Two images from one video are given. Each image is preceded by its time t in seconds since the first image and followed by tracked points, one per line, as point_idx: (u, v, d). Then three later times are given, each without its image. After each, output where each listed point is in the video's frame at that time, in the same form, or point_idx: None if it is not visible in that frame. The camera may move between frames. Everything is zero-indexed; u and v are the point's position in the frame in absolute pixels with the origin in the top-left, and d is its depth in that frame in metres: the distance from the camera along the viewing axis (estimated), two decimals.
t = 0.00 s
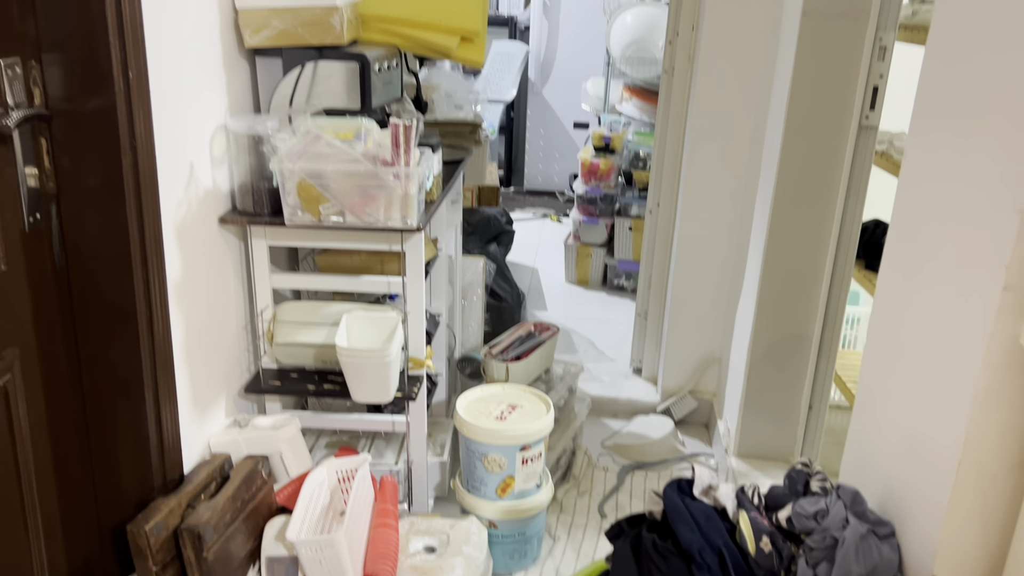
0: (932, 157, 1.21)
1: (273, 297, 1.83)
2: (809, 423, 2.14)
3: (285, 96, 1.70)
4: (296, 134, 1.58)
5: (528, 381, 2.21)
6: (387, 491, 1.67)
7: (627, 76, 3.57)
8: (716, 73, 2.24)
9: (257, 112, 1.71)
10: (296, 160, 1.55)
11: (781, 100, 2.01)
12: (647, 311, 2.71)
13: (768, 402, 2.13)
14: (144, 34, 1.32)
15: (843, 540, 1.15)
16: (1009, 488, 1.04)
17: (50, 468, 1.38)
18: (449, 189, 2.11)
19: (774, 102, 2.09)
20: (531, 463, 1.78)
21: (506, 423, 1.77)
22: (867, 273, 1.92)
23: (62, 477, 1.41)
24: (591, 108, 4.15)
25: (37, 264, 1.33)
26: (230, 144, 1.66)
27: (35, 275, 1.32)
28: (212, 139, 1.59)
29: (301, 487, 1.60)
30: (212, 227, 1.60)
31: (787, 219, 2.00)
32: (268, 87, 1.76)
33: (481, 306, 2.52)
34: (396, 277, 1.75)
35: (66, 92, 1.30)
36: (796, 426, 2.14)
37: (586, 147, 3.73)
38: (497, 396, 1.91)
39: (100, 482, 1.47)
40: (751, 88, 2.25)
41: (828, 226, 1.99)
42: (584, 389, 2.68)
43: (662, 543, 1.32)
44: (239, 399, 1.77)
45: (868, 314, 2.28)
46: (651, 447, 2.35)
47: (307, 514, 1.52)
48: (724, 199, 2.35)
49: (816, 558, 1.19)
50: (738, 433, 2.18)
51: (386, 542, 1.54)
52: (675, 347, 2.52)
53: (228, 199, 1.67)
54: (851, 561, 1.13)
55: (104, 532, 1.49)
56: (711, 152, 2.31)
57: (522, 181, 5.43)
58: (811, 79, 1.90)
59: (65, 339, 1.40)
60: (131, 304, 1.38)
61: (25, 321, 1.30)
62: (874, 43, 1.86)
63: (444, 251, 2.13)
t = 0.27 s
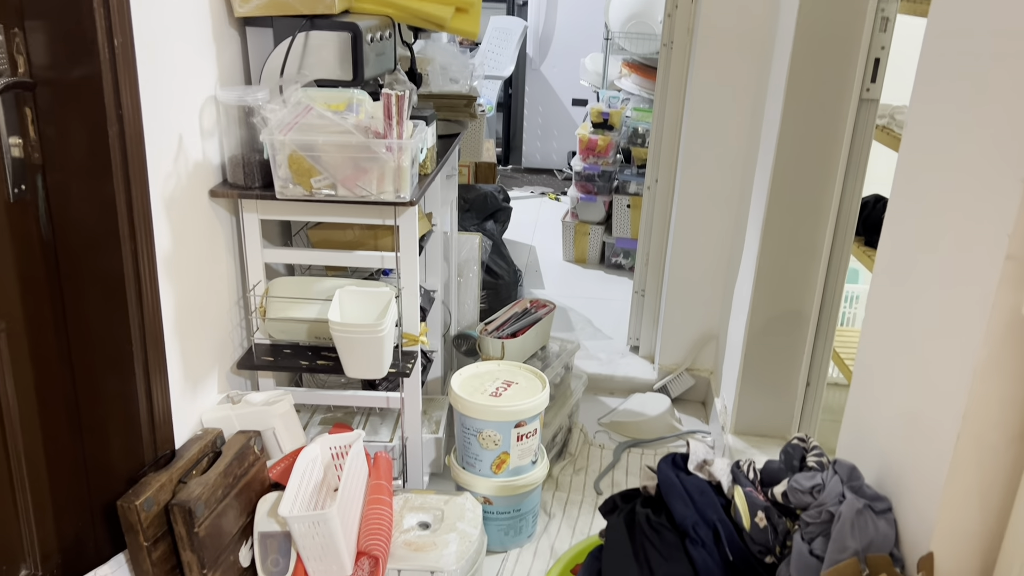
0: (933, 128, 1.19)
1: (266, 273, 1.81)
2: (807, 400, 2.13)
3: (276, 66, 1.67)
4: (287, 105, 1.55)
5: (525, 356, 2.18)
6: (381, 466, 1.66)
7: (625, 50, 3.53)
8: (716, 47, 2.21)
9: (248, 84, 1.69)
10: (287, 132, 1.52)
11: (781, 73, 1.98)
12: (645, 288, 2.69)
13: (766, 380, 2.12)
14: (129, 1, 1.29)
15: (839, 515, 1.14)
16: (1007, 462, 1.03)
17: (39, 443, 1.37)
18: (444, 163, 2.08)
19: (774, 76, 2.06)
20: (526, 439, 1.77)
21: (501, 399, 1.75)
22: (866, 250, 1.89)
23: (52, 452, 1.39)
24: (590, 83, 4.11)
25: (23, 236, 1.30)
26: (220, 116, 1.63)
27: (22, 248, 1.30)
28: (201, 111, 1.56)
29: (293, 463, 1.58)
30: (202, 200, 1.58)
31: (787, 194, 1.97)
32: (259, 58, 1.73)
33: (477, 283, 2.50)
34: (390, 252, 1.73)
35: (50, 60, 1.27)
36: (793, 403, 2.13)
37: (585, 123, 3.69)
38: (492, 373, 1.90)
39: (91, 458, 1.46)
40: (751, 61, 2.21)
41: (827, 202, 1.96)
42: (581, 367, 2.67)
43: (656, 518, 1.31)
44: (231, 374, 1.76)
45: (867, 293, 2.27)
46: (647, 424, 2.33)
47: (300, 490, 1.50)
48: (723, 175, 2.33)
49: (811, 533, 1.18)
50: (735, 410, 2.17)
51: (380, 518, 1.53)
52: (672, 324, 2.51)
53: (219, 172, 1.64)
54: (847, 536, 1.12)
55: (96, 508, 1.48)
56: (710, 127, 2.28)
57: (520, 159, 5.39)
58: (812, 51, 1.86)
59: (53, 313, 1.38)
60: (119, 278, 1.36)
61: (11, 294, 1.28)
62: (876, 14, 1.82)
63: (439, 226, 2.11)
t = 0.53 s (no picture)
0: (936, 106, 1.17)
1: (264, 253, 1.80)
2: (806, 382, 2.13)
3: (274, 44, 1.65)
4: (283, 83, 1.53)
5: (524, 338, 2.18)
6: (380, 447, 1.66)
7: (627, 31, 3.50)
8: (718, 25, 2.18)
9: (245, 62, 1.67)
10: (284, 110, 1.51)
11: (783, 52, 1.96)
12: (645, 270, 2.68)
13: (766, 361, 2.12)
14: None
15: (838, 494, 1.14)
16: (1007, 442, 1.03)
17: (37, 422, 1.36)
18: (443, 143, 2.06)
19: (776, 55, 2.04)
20: (525, 420, 1.77)
21: (499, 380, 1.75)
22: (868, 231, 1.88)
23: (49, 432, 1.39)
24: (591, 64, 4.08)
25: (19, 214, 1.29)
26: (217, 94, 1.61)
27: (18, 227, 1.29)
28: (198, 89, 1.54)
29: (292, 444, 1.60)
30: (199, 179, 1.57)
31: (788, 175, 1.96)
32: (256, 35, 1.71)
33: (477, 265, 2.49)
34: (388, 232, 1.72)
35: (44, 37, 1.25)
36: (793, 384, 2.13)
37: (586, 104, 3.66)
38: (491, 354, 1.90)
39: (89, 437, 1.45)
40: (753, 41, 2.19)
41: (828, 182, 1.95)
42: (581, 348, 2.66)
43: (654, 497, 1.31)
44: (230, 355, 1.75)
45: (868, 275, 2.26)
46: (646, 406, 2.32)
47: (299, 469, 1.50)
48: (725, 156, 2.31)
49: (810, 513, 1.17)
50: (734, 392, 2.17)
51: (379, 498, 1.53)
52: (672, 306, 2.50)
53: (216, 151, 1.63)
54: (846, 516, 1.11)
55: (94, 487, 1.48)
56: (712, 107, 2.26)
57: (521, 141, 5.36)
58: (815, 29, 1.84)
59: (49, 292, 1.37)
60: (116, 257, 1.35)
61: (7, 273, 1.28)
62: None
63: (439, 206, 2.10)
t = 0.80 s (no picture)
0: (947, 83, 1.15)
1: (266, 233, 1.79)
2: (811, 364, 2.12)
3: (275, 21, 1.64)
4: (285, 59, 1.52)
5: (528, 320, 2.17)
6: (383, 427, 1.65)
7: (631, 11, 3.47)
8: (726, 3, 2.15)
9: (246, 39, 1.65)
10: (286, 87, 1.49)
11: (792, 30, 1.93)
12: (649, 252, 2.67)
13: (770, 343, 2.11)
14: None
15: (844, 476, 1.13)
16: (1017, 424, 1.02)
17: (38, 401, 1.36)
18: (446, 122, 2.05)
19: (784, 34, 2.01)
20: (528, 401, 1.77)
21: (502, 361, 1.75)
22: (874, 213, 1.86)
23: (51, 410, 1.39)
24: (596, 44, 4.04)
25: (20, 191, 1.28)
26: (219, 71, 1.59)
27: (18, 204, 1.28)
28: (199, 66, 1.53)
29: (295, 423, 1.58)
30: (201, 157, 1.55)
31: (795, 155, 1.94)
32: (257, 11, 1.69)
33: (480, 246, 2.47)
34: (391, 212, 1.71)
35: (44, 12, 1.24)
36: (798, 366, 2.12)
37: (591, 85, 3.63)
38: (494, 334, 1.89)
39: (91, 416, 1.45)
40: (762, 19, 2.16)
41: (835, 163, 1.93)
42: (584, 330, 2.65)
43: (658, 478, 1.30)
44: (232, 334, 1.75)
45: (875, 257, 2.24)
46: (650, 388, 2.32)
47: (302, 449, 1.50)
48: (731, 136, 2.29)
49: (815, 493, 1.17)
50: (739, 374, 2.16)
51: (382, 478, 1.53)
52: (677, 288, 2.49)
53: (217, 129, 1.62)
54: (852, 497, 1.11)
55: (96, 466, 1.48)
56: (718, 87, 2.24)
57: (524, 122, 5.33)
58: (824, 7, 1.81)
59: (50, 270, 1.36)
60: (116, 234, 1.34)
61: (8, 251, 1.27)
62: None
63: (442, 186, 2.08)
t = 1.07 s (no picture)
0: (963, 65, 1.13)
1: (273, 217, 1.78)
2: (820, 352, 2.11)
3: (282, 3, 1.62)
4: (292, 41, 1.51)
5: (535, 305, 2.16)
6: (390, 411, 1.65)
7: None
8: None
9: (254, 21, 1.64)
10: (293, 70, 1.48)
11: (804, 13, 1.91)
12: (657, 238, 2.65)
13: (779, 329, 2.09)
14: None
15: (855, 463, 1.12)
16: None
17: (47, 384, 1.36)
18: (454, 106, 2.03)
19: (796, 17, 1.99)
20: (536, 386, 1.76)
21: (510, 346, 1.74)
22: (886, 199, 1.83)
23: (59, 392, 1.39)
24: (604, 27, 4.01)
25: (26, 174, 1.27)
26: (226, 53, 1.58)
27: (25, 186, 1.27)
28: (206, 48, 1.51)
29: (303, 407, 1.59)
30: (208, 140, 1.55)
31: (806, 140, 1.92)
32: None
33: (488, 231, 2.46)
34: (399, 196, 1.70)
35: None
36: (806, 352, 2.11)
37: (600, 68, 3.61)
38: (502, 320, 1.88)
39: (99, 399, 1.45)
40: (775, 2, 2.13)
41: (846, 148, 1.91)
42: (592, 316, 2.65)
43: (667, 464, 1.29)
44: (240, 318, 1.74)
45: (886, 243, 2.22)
46: (658, 374, 2.31)
47: (309, 433, 1.50)
48: (741, 121, 2.27)
49: (825, 480, 1.16)
50: (747, 360, 2.15)
51: (389, 463, 1.53)
52: (685, 274, 2.48)
53: (224, 112, 1.61)
54: (863, 484, 1.10)
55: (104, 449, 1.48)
56: (728, 72, 2.22)
57: (532, 107, 5.29)
58: None
59: (58, 254, 1.36)
60: (123, 217, 1.34)
61: (15, 234, 1.26)
62: None
63: (450, 170, 2.07)
